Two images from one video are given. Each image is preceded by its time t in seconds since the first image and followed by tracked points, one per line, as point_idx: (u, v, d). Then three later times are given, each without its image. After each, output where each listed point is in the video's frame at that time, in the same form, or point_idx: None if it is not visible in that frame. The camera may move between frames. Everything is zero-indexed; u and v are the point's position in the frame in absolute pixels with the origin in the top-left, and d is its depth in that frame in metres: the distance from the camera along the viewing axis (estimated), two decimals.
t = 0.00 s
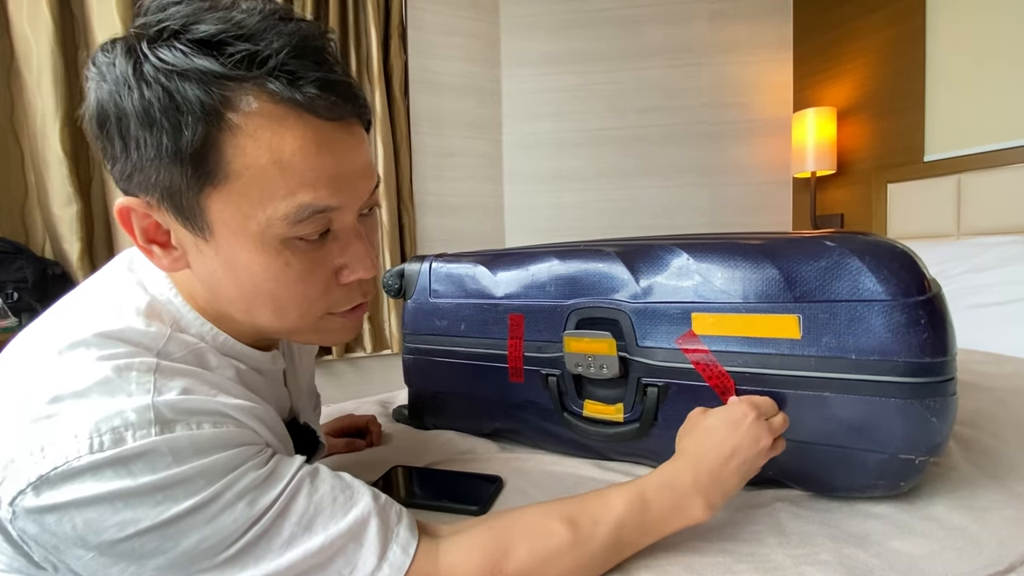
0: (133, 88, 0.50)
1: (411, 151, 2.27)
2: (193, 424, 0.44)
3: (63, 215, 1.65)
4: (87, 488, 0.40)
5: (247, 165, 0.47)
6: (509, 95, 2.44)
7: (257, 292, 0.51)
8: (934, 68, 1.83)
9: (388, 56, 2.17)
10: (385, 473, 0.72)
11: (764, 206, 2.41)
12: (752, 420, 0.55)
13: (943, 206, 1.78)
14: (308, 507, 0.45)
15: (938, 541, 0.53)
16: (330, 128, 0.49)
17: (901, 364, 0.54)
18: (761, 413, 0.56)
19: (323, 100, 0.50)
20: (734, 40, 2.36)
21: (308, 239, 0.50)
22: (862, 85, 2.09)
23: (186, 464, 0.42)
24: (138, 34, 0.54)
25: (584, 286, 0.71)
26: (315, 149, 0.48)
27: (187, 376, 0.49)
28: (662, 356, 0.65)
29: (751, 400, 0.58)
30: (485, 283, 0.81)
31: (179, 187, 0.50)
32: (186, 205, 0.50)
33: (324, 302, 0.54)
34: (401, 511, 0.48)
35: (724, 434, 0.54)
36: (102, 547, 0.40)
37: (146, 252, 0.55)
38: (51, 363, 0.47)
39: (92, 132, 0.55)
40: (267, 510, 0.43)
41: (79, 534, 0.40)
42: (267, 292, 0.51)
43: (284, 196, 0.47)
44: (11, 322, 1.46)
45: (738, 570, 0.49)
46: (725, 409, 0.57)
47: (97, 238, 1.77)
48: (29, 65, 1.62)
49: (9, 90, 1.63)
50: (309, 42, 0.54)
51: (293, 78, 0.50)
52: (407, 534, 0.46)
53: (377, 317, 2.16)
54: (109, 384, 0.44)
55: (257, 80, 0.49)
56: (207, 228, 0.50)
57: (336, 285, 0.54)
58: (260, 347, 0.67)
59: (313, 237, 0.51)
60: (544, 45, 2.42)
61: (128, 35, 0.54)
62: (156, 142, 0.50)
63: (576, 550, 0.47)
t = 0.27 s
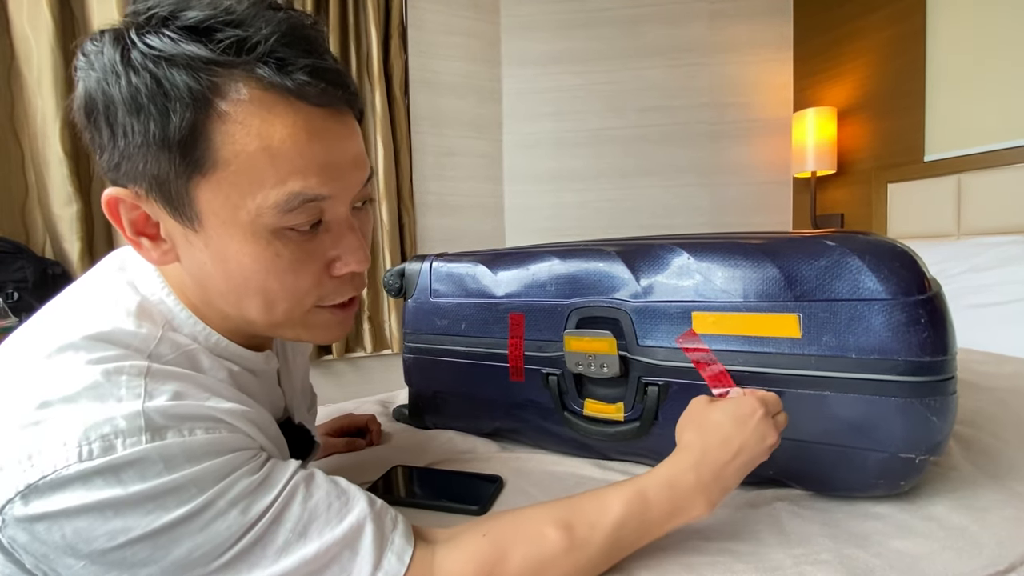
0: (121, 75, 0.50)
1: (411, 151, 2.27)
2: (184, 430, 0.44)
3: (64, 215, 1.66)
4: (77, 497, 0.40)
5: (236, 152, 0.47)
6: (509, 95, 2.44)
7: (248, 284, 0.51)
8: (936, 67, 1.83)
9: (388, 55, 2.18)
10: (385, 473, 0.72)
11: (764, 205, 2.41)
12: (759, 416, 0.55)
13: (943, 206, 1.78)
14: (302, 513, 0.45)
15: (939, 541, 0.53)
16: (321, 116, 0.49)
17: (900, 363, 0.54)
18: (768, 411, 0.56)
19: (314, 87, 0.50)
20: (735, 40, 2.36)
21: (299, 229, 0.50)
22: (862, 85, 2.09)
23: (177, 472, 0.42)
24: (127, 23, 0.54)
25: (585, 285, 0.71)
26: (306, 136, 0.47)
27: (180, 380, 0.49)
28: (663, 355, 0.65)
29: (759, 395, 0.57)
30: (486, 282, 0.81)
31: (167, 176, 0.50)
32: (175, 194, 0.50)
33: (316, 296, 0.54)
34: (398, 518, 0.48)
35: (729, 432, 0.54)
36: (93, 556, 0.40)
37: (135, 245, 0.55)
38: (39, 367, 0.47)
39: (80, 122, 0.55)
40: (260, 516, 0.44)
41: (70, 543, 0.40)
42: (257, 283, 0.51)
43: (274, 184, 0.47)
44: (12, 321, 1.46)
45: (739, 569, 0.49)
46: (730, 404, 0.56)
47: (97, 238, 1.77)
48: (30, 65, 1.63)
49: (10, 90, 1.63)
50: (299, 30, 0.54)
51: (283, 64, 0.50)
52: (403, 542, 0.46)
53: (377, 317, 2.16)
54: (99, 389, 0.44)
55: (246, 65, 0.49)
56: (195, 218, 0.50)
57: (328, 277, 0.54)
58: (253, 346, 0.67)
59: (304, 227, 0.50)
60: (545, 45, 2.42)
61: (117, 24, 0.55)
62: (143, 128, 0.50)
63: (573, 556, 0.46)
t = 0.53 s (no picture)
0: (98, 66, 0.50)
1: (411, 151, 2.27)
2: (167, 440, 0.43)
3: (64, 215, 1.66)
4: (55, 511, 0.39)
5: (219, 144, 0.47)
6: (509, 95, 2.44)
7: (235, 280, 0.51)
8: (937, 66, 1.83)
9: (388, 56, 2.18)
10: (384, 473, 0.72)
11: (764, 205, 2.41)
12: (759, 405, 0.54)
13: (943, 206, 1.78)
14: (290, 524, 0.44)
15: (938, 542, 0.53)
16: (306, 107, 0.49)
17: (900, 364, 0.54)
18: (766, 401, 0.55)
19: (298, 76, 0.49)
20: (734, 40, 2.36)
21: (286, 223, 0.50)
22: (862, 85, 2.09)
23: (158, 485, 0.41)
24: (105, 14, 0.54)
25: (585, 286, 0.71)
26: (290, 128, 0.47)
27: (164, 386, 0.48)
28: (663, 355, 0.65)
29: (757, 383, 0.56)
30: (486, 283, 0.81)
31: (149, 169, 0.49)
32: (158, 188, 0.49)
33: (305, 292, 0.53)
34: (388, 526, 0.47)
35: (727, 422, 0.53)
36: (73, 569, 0.40)
37: (118, 242, 0.54)
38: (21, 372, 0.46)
39: (59, 115, 0.54)
40: (246, 528, 0.43)
41: (48, 557, 0.40)
42: (244, 279, 0.50)
43: (258, 176, 0.46)
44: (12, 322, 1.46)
45: (738, 570, 0.49)
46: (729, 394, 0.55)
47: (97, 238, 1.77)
48: (30, 65, 1.63)
49: (10, 90, 1.63)
50: (281, 18, 0.54)
51: (265, 53, 0.50)
52: (393, 551, 0.45)
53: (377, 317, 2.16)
54: (78, 397, 0.43)
55: (227, 54, 0.48)
56: (179, 213, 0.50)
57: (317, 273, 0.53)
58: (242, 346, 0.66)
59: (291, 222, 0.50)
60: (545, 45, 2.42)
61: (96, 16, 0.54)
62: (122, 120, 0.49)
63: (564, 559, 0.45)
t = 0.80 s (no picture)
0: (76, 43, 0.47)
1: (411, 151, 2.27)
2: (158, 447, 0.41)
3: (64, 215, 1.66)
4: (38, 522, 0.37)
5: (205, 124, 0.44)
6: (509, 95, 2.44)
7: (223, 268, 0.48)
8: (937, 67, 1.83)
9: (388, 56, 2.18)
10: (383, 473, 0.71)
11: (764, 206, 2.41)
12: (762, 408, 0.54)
13: (943, 206, 1.78)
14: (286, 533, 0.42)
15: (937, 542, 0.53)
16: (295, 86, 0.46)
17: (900, 363, 0.54)
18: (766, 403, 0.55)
19: (286, 54, 0.47)
20: (735, 40, 2.36)
21: (276, 208, 0.47)
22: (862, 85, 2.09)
23: (150, 494, 0.39)
24: None
25: (586, 286, 0.71)
26: (279, 108, 0.45)
27: (155, 385, 0.45)
28: (663, 354, 0.65)
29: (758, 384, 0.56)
30: (486, 282, 0.81)
31: (131, 151, 0.46)
32: (142, 172, 0.47)
33: (297, 281, 0.51)
34: (386, 530, 0.45)
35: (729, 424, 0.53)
36: None
37: (99, 230, 0.51)
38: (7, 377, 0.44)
39: (36, 96, 0.51)
40: (241, 537, 0.41)
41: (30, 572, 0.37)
42: (234, 267, 0.48)
43: (246, 158, 0.44)
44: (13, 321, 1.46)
45: (737, 570, 0.49)
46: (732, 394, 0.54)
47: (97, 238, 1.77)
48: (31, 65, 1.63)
49: (11, 89, 1.63)
50: None
51: (251, 30, 0.47)
52: (391, 558, 0.43)
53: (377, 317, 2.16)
54: (64, 399, 0.41)
55: (212, 30, 0.46)
56: (164, 197, 0.47)
57: (309, 261, 0.51)
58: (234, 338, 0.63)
59: (281, 206, 0.47)
60: (545, 45, 2.42)
61: None
62: (102, 99, 0.46)
63: (562, 561, 0.45)
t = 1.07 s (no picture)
0: (70, 11, 0.42)
1: (411, 151, 2.27)
2: (143, 454, 0.38)
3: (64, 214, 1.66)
4: (16, 533, 0.35)
5: (204, 99, 0.40)
6: (509, 94, 2.44)
7: (219, 254, 0.43)
8: (937, 67, 1.83)
9: (389, 55, 2.18)
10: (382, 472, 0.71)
11: (764, 206, 2.41)
12: (761, 416, 0.54)
13: (943, 207, 1.78)
14: (278, 542, 0.40)
15: (937, 542, 0.53)
16: (299, 66, 0.43)
17: (900, 363, 0.54)
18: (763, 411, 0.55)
19: (289, 31, 0.44)
20: (735, 40, 2.36)
21: (276, 190, 0.43)
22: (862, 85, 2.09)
23: (134, 504, 0.37)
24: None
25: (586, 286, 0.71)
26: (280, 85, 0.41)
27: (143, 380, 0.41)
28: (664, 354, 0.65)
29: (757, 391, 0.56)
30: (487, 281, 0.80)
31: (123, 127, 0.42)
32: (135, 148, 0.42)
33: (296, 271, 0.46)
34: (381, 535, 0.43)
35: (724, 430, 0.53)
36: None
37: (85, 214, 0.45)
38: None
39: (20, 73, 0.45)
40: (231, 547, 0.39)
41: None
42: (230, 253, 0.43)
43: (247, 135, 0.40)
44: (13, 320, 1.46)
45: (737, 570, 0.49)
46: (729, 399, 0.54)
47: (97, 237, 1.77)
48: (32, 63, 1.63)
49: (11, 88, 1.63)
50: None
51: (253, 5, 0.44)
52: (385, 563, 0.41)
53: (377, 317, 2.16)
54: (43, 402, 0.38)
55: (214, 4, 0.42)
56: (158, 176, 0.42)
57: (308, 249, 0.47)
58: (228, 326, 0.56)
59: (281, 189, 0.44)
60: (545, 45, 2.42)
61: None
62: (95, 70, 0.41)
63: (554, 564, 0.44)
